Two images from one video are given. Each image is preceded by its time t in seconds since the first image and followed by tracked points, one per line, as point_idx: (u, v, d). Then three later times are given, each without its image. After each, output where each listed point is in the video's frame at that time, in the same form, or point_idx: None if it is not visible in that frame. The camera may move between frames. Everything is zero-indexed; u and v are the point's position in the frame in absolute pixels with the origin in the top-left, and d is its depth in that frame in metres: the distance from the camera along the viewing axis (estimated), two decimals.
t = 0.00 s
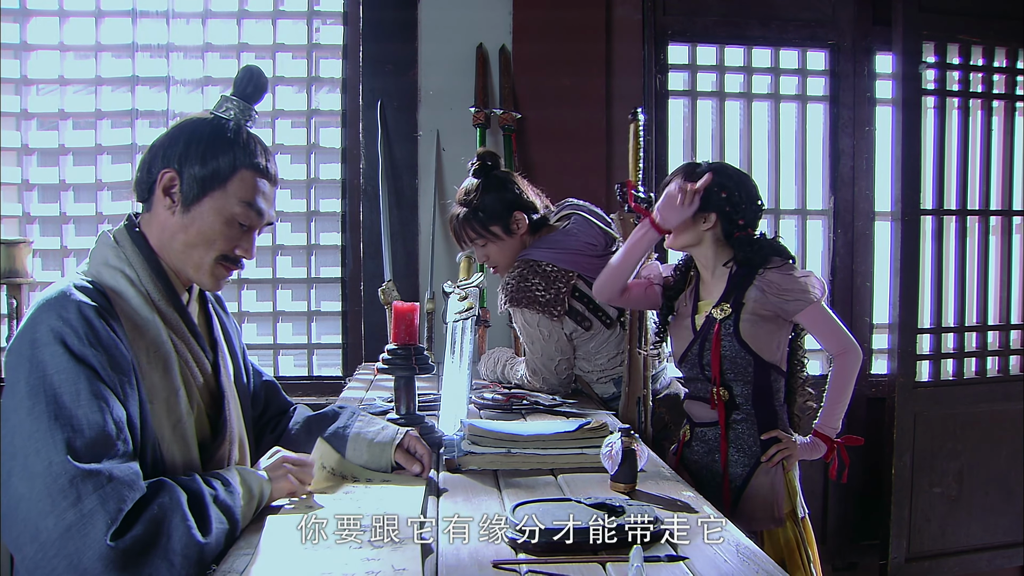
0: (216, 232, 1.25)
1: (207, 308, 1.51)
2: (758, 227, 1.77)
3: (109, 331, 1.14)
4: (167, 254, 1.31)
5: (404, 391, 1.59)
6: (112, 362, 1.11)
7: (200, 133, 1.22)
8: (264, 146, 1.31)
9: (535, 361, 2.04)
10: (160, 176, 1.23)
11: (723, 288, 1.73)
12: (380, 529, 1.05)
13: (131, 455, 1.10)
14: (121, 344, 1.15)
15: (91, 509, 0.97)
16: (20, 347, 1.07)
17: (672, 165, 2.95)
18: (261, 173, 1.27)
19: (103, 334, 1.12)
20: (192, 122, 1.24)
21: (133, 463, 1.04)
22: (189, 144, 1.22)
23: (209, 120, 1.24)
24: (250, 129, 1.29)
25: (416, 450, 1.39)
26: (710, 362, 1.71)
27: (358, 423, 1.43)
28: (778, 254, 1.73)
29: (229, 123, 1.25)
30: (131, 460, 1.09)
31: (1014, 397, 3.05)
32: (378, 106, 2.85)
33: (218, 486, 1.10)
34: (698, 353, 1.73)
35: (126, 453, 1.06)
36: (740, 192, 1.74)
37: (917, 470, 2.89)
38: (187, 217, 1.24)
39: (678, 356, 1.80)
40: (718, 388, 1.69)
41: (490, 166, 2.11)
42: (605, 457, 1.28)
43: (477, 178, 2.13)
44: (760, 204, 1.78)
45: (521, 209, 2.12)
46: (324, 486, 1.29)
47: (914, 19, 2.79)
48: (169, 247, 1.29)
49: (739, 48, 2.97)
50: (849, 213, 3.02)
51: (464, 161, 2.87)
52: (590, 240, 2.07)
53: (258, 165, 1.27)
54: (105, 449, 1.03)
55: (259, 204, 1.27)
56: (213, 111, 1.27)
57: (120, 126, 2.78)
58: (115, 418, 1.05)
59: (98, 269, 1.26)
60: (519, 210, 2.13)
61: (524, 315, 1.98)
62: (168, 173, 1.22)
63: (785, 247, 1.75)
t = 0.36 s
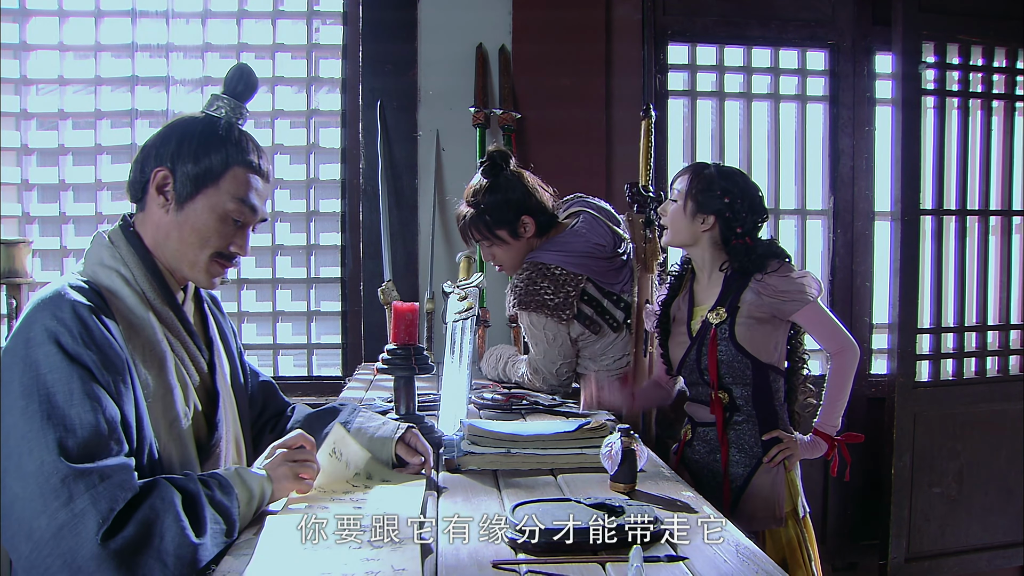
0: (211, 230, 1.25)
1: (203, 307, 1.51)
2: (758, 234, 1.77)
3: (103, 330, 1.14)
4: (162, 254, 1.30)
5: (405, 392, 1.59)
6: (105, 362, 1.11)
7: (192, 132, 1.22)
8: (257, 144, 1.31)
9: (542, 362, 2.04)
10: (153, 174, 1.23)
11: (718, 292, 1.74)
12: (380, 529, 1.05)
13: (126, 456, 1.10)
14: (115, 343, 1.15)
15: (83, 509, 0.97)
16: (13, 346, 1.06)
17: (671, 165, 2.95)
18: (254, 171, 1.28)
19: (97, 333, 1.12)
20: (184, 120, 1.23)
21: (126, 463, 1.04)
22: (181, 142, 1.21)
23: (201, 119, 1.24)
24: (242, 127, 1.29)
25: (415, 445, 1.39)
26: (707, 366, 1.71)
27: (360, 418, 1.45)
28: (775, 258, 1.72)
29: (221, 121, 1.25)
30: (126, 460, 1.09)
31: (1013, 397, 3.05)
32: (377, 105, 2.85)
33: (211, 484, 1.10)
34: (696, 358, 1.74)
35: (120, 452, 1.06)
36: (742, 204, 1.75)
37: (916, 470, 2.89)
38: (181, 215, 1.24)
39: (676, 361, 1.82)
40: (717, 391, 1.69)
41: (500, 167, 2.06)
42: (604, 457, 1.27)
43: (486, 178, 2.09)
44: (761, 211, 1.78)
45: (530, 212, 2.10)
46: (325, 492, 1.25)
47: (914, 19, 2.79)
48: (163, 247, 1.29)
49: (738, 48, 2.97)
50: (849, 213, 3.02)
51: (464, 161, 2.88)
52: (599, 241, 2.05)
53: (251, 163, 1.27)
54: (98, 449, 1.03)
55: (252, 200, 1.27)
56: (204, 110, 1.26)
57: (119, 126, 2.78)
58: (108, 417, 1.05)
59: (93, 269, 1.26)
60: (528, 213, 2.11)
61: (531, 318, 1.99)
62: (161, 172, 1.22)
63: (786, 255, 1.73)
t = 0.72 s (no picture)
0: (208, 229, 1.25)
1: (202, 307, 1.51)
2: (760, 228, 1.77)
3: (100, 330, 1.14)
4: (159, 253, 1.30)
5: (404, 391, 1.59)
6: (103, 361, 1.11)
7: (187, 131, 1.22)
8: (253, 142, 1.30)
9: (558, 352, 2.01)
10: (149, 174, 1.23)
11: (729, 290, 1.73)
12: (380, 529, 1.05)
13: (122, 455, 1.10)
14: (112, 342, 1.15)
15: (80, 507, 0.97)
16: (10, 346, 1.06)
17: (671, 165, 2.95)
18: (250, 169, 1.27)
19: (94, 332, 1.12)
20: (179, 120, 1.23)
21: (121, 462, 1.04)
22: (177, 142, 1.22)
23: (196, 118, 1.24)
24: (238, 126, 1.29)
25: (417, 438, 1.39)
26: (723, 364, 1.70)
27: (357, 417, 1.43)
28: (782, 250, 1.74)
29: (217, 121, 1.25)
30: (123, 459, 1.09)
31: (1013, 397, 3.05)
32: (377, 105, 2.85)
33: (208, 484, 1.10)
34: (709, 355, 1.72)
35: (116, 451, 1.06)
36: (741, 195, 1.75)
37: (916, 470, 2.89)
38: (178, 215, 1.24)
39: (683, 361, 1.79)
40: (731, 391, 1.69)
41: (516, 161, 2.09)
42: (604, 457, 1.27)
43: (500, 171, 2.10)
44: (761, 202, 1.79)
45: (541, 207, 2.11)
46: (323, 492, 1.24)
47: (913, 19, 2.79)
48: (160, 246, 1.29)
49: (738, 48, 2.97)
50: (848, 213, 3.02)
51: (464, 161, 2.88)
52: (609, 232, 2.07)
53: (247, 161, 1.27)
54: (94, 449, 1.03)
55: (248, 199, 1.27)
56: (200, 110, 1.26)
57: (119, 126, 2.77)
58: (105, 417, 1.05)
59: (91, 268, 1.26)
60: (539, 208, 2.12)
61: (552, 304, 1.97)
62: (157, 172, 1.23)
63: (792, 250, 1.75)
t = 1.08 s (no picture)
0: (210, 230, 1.24)
1: (202, 308, 1.51)
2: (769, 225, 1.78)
3: (103, 330, 1.14)
4: (161, 254, 1.30)
5: (403, 391, 1.59)
6: (105, 360, 1.11)
7: (191, 132, 1.22)
8: (256, 144, 1.31)
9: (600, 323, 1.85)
10: (152, 175, 1.23)
11: (743, 291, 1.73)
12: (380, 529, 1.05)
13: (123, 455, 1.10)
14: (115, 342, 1.15)
15: (82, 506, 0.97)
16: (12, 345, 1.06)
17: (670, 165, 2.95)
18: (254, 171, 1.27)
19: (97, 332, 1.12)
20: (184, 120, 1.24)
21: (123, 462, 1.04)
22: (180, 143, 1.22)
23: (200, 119, 1.24)
24: (242, 127, 1.29)
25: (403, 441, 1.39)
26: (738, 362, 1.70)
27: (351, 416, 1.45)
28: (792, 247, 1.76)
29: (220, 122, 1.25)
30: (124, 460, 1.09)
31: (1013, 397, 3.05)
32: (376, 105, 2.84)
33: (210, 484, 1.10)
34: (724, 352, 1.72)
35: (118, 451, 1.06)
36: (749, 193, 1.76)
37: (916, 470, 2.89)
38: (180, 215, 1.24)
39: (695, 362, 1.78)
40: (744, 391, 1.68)
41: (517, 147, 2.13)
42: (603, 457, 1.27)
43: (502, 160, 2.14)
44: (767, 197, 1.80)
45: (538, 194, 2.14)
46: (323, 493, 1.24)
47: (913, 19, 2.79)
48: (163, 247, 1.29)
49: (738, 48, 2.97)
50: (848, 213, 3.02)
51: (463, 161, 2.87)
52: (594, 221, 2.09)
53: (250, 163, 1.27)
54: (96, 448, 1.03)
55: (251, 201, 1.27)
56: (204, 111, 1.26)
57: (119, 126, 2.77)
58: (107, 416, 1.05)
59: (93, 268, 1.26)
60: (537, 196, 2.15)
61: (594, 262, 1.82)
62: (160, 172, 1.23)
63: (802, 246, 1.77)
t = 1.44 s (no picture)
0: (213, 232, 1.25)
1: (204, 307, 1.51)
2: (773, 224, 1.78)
3: (105, 330, 1.14)
4: (164, 254, 1.30)
5: (403, 392, 1.58)
6: (109, 359, 1.11)
7: (197, 133, 1.22)
8: (261, 146, 1.31)
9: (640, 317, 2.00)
10: (156, 175, 1.23)
11: (750, 290, 1.73)
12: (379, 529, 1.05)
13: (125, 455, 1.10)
14: (118, 342, 1.15)
15: (87, 505, 0.97)
16: (16, 344, 1.06)
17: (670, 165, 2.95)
18: (257, 173, 1.27)
19: (100, 332, 1.12)
20: (189, 121, 1.24)
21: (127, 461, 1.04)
22: (185, 145, 1.21)
23: (206, 120, 1.24)
24: (247, 129, 1.29)
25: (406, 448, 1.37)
26: (746, 362, 1.70)
27: (351, 419, 1.44)
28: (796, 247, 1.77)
29: (225, 124, 1.25)
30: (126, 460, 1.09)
31: (1013, 397, 3.05)
32: (376, 105, 2.84)
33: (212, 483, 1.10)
34: (731, 353, 1.72)
35: (121, 451, 1.06)
36: (753, 192, 1.76)
37: (916, 470, 2.89)
38: (183, 216, 1.24)
39: (701, 362, 1.77)
40: (750, 391, 1.68)
41: (537, 141, 2.13)
42: (603, 457, 1.27)
43: (524, 151, 2.13)
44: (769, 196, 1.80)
45: (554, 189, 2.13)
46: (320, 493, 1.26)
47: (913, 19, 2.80)
48: (165, 247, 1.29)
49: (738, 48, 2.97)
50: (848, 213, 3.02)
51: (464, 162, 2.88)
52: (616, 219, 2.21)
53: (254, 166, 1.27)
54: (100, 448, 1.03)
55: (255, 204, 1.27)
56: (209, 112, 1.27)
57: (119, 126, 2.76)
58: (110, 416, 1.05)
59: (95, 268, 1.26)
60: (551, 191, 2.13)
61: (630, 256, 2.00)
62: (164, 173, 1.22)
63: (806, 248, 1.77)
